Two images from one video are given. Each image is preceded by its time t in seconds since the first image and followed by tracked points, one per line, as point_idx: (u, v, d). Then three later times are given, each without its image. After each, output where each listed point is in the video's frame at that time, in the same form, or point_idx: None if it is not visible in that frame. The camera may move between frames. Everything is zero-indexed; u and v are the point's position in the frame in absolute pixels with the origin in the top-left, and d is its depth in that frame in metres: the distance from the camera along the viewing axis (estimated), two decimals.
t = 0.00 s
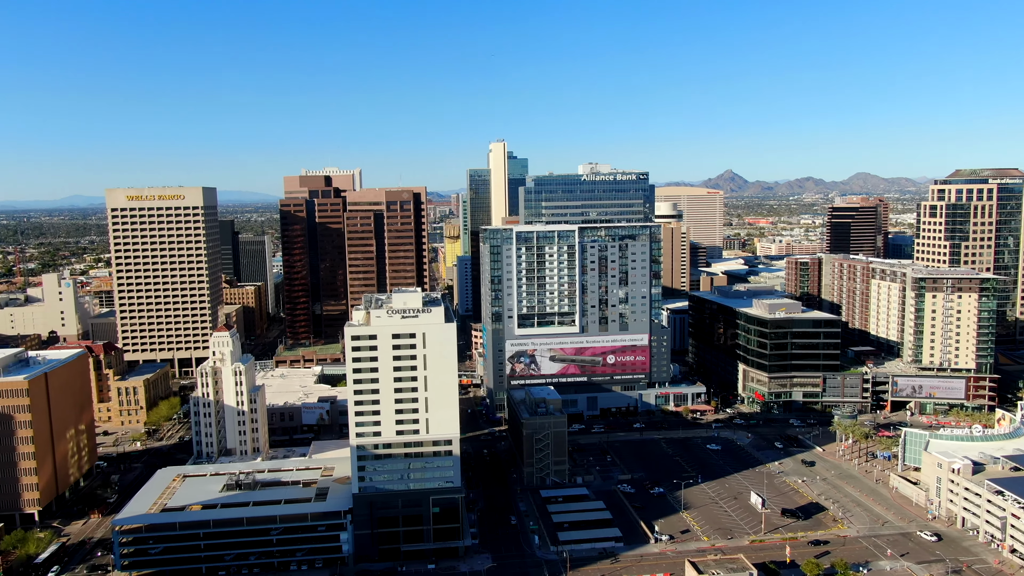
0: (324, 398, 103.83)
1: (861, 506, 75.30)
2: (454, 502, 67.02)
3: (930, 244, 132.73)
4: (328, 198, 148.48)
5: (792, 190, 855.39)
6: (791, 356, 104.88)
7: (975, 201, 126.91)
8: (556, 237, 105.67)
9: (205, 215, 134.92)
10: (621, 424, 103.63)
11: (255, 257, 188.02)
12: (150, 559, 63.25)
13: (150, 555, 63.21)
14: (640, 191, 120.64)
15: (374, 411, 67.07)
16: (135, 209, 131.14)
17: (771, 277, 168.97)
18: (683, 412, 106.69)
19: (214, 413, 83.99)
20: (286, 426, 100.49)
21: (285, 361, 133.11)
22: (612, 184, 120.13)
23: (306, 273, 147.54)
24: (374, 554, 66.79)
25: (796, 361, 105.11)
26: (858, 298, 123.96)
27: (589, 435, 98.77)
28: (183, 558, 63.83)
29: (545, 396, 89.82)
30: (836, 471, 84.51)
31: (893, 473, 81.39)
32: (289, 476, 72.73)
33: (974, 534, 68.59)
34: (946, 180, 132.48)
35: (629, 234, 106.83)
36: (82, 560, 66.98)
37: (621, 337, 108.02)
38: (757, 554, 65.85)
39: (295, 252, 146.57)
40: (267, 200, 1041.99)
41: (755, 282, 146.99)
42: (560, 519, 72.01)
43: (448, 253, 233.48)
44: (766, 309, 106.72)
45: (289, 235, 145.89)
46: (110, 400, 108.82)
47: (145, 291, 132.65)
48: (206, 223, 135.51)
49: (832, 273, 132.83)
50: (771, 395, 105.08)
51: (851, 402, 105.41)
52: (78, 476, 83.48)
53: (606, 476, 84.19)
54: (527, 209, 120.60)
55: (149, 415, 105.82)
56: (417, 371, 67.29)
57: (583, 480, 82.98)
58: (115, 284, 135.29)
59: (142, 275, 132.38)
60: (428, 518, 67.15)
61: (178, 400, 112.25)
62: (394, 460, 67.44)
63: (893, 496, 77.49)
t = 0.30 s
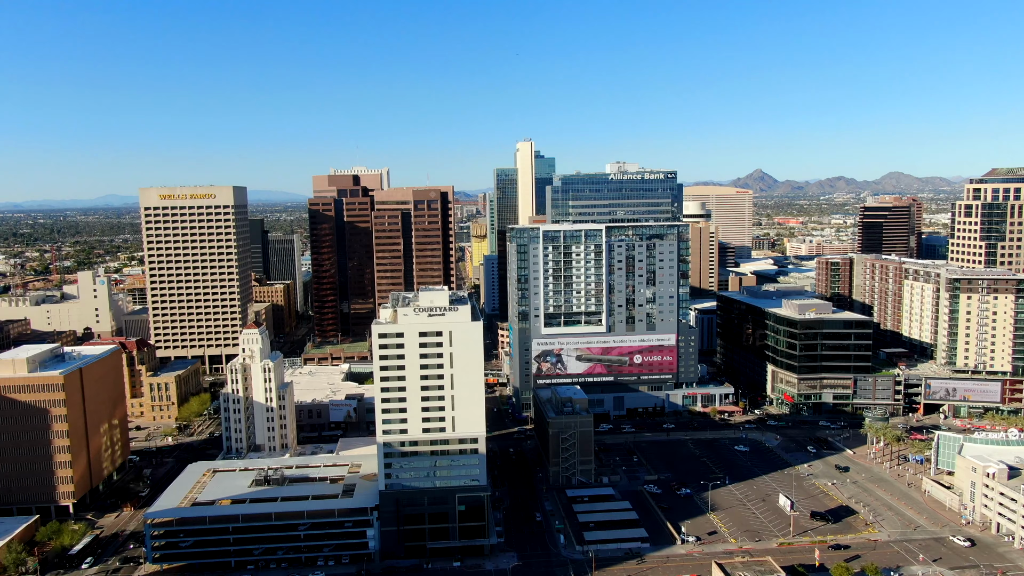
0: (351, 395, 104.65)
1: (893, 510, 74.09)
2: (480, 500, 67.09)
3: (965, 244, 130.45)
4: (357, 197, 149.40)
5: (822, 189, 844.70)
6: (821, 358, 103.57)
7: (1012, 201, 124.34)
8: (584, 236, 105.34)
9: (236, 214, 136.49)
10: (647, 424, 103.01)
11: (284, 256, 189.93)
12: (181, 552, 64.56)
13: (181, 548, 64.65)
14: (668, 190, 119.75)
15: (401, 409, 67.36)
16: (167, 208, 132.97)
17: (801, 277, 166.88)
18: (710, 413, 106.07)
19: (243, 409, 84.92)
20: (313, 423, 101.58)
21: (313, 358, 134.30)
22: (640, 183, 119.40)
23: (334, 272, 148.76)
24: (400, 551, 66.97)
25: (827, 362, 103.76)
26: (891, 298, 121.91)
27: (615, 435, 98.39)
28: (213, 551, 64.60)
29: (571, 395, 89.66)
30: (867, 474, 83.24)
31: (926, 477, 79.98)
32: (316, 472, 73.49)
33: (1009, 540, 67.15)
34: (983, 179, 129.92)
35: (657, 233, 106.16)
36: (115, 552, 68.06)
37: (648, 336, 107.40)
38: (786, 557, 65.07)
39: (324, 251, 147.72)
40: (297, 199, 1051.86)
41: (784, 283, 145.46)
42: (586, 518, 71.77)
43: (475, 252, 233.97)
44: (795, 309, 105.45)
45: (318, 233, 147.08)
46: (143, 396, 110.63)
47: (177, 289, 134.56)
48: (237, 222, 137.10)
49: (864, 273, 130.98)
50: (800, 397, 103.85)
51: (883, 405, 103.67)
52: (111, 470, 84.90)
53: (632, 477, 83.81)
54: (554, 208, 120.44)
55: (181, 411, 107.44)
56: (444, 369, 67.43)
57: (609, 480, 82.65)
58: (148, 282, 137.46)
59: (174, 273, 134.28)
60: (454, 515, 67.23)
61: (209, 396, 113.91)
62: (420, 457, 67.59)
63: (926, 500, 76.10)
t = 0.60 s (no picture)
0: (379, 393, 105.34)
1: (925, 514, 72.82)
2: (506, 498, 67.12)
3: (1002, 244, 127.86)
4: (384, 195, 150.67)
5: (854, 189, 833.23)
6: (852, 359, 102.12)
7: None
8: (611, 236, 104.97)
9: (266, 213, 138.06)
10: (675, 425, 102.34)
11: (313, 254, 191.69)
12: (211, 546, 64.96)
13: (211, 542, 64.96)
14: (697, 189, 118.83)
15: (427, 407, 67.55)
16: (199, 207, 134.94)
17: (832, 277, 164.70)
18: (738, 414, 105.10)
19: (273, 406, 85.79)
20: (341, 420, 102.42)
21: (341, 356, 135.26)
22: (668, 182, 118.61)
23: (362, 270, 149.77)
24: (426, 549, 67.27)
25: (858, 364, 102.30)
26: (925, 299, 119.89)
27: (642, 435, 97.90)
28: (242, 546, 65.26)
29: (598, 395, 89.41)
30: (899, 478, 81.92)
31: (960, 481, 78.50)
32: (344, 469, 74.00)
33: None
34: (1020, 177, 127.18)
35: (685, 233, 105.47)
36: (148, 545, 69.21)
37: (676, 336, 106.65)
38: (815, 560, 64.25)
39: (352, 250, 148.76)
40: (326, 198, 1060.56)
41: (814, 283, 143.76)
42: (612, 519, 71.48)
43: (502, 251, 234.21)
44: (826, 310, 104.09)
45: (346, 232, 148.12)
46: (175, 391, 112.37)
47: (208, 287, 136.47)
48: (267, 220, 138.64)
49: (897, 273, 128.91)
50: (830, 399, 102.48)
51: (916, 407, 101.70)
52: (143, 464, 86.30)
53: (659, 477, 83.32)
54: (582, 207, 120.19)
55: (212, 407, 108.91)
56: (470, 368, 67.54)
57: (636, 480, 82.25)
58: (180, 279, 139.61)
59: (205, 271, 136.20)
60: (480, 514, 67.33)
61: (239, 392, 115.30)
62: (446, 456, 67.77)
63: (959, 505, 74.71)
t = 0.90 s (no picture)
0: (406, 391, 105.90)
1: (959, 519, 71.45)
2: (532, 497, 67.06)
3: None
4: (412, 195, 151.39)
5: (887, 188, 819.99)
6: (884, 361, 100.51)
7: None
8: (639, 235, 104.44)
9: (295, 212, 139.36)
10: (702, 426, 101.51)
11: (341, 253, 193.25)
12: (241, 540, 66.35)
13: (240, 536, 66.43)
14: (726, 188, 117.73)
15: (454, 405, 67.72)
16: (230, 206, 136.67)
17: (864, 278, 162.31)
18: (767, 415, 103.96)
19: (301, 402, 86.55)
20: (368, 417, 103.03)
21: (368, 354, 136.07)
22: (697, 181, 117.74)
23: (390, 269, 150.61)
24: (452, 546, 67.42)
25: (890, 366, 100.67)
26: (960, 300, 118.04)
27: (669, 436, 97.31)
28: (270, 540, 66.35)
29: (625, 395, 89.08)
30: (932, 482, 80.47)
31: (995, 486, 76.91)
32: (371, 466, 74.54)
33: None
34: None
35: (714, 232, 104.55)
36: (178, 538, 70.27)
37: (704, 336, 105.80)
38: (845, 564, 63.34)
39: (380, 249, 149.77)
40: (354, 198, 1068.54)
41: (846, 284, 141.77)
42: (638, 519, 71.09)
43: (529, 250, 234.02)
44: (857, 310, 102.57)
45: (375, 231, 149.19)
46: (206, 387, 113.90)
47: (238, 285, 138.14)
48: (296, 219, 139.95)
49: (931, 274, 126.78)
50: (862, 401, 100.92)
51: (950, 411, 99.79)
52: (175, 459, 87.64)
53: (686, 478, 82.72)
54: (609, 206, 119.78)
55: (241, 403, 110.25)
56: (497, 366, 67.57)
57: (663, 480, 81.73)
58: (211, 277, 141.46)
59: (236, 269, 137.88)
60: (506, 512, 67.30)
61: (268, 389, 116.59)
62: (473, 454, 67.83)
63: (994, 510, 73.20)
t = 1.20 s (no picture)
0: (432, 389, 106.36)
1: (994, 524, 70.02)
2: (558, 496, 66.92)
3: None
4: (440, 194, 151.96)
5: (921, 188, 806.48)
6: (917, 363, 98.80)
7: None
8: (667, 234, 103.79)
9: (324, 210, 140.63)
10: (730, 427, 100.60)
11: (369, 252, 194.61)
12: (269, 535, 66.74)
13: (269, 531, 66.81)
14: (755, 187, 116.57)
15: (481, 403, 67.84)
16: (260, 204, 138.21)
17: (897, 278, 159.88)
18: (797, 417, 102.74)
19: (329, 399, 87.28)
20: (395, 415, 103.55)
21: (396, 353, 136.85)
22: (725, 180, 116.73)
23: (417, 268, 151.35)
24: (478, 544, 67.62)
25: (923, 368, 98.91)
26: (995, 301, 115.91)
27: (696, 436, 96.63)
28: (299, 535, 66.76)
29: (652, 395, 88.65)
30: (966, 486, 78.95)
31: None
32: (398, 463, 74.99)
33: None
34: None
35: (743, 231, 103.51)
36: (209, 532, 71.26)
37: (733, 337, 104.82)
38: (876, 568, 62.38)
39: (407, 248, 150.60)
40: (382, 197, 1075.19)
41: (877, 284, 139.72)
42: (665, 519, 70.63)
43: (556, 250, 233.70)
44: (890, 311, 100.99)
45: (402, 230, 150.05)
46: (235, 384, 115.38)
47: (268, 282, 139.66)
48: (325, 218, 141.14)
49: (965, 274, 124.58)
50: (894, 403, 99.28)
51: (985, 414, 97.88)
52: (205, 454, 88.86)
53: (714, 479, 82.05)
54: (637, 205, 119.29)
55: (270, 400, 111.49)
56: (524, 365, 67.56)
57: (690, 481, 81.14)
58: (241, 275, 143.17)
59: (265, 267, 139.37)
60: (532, 511, 67.29)
61: (296, 386, 117.73)
62: (499, 452, 67.82)
63: None
